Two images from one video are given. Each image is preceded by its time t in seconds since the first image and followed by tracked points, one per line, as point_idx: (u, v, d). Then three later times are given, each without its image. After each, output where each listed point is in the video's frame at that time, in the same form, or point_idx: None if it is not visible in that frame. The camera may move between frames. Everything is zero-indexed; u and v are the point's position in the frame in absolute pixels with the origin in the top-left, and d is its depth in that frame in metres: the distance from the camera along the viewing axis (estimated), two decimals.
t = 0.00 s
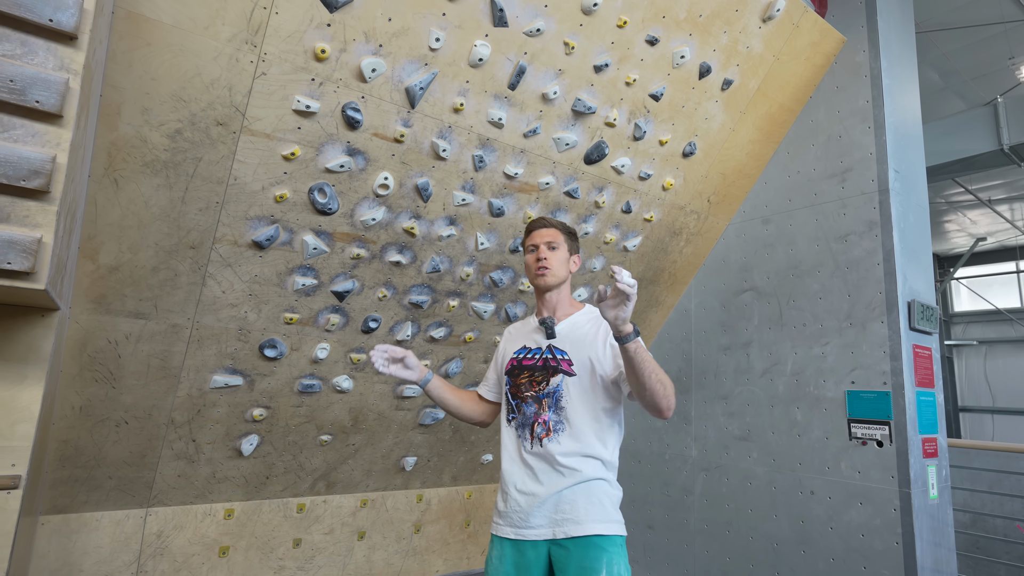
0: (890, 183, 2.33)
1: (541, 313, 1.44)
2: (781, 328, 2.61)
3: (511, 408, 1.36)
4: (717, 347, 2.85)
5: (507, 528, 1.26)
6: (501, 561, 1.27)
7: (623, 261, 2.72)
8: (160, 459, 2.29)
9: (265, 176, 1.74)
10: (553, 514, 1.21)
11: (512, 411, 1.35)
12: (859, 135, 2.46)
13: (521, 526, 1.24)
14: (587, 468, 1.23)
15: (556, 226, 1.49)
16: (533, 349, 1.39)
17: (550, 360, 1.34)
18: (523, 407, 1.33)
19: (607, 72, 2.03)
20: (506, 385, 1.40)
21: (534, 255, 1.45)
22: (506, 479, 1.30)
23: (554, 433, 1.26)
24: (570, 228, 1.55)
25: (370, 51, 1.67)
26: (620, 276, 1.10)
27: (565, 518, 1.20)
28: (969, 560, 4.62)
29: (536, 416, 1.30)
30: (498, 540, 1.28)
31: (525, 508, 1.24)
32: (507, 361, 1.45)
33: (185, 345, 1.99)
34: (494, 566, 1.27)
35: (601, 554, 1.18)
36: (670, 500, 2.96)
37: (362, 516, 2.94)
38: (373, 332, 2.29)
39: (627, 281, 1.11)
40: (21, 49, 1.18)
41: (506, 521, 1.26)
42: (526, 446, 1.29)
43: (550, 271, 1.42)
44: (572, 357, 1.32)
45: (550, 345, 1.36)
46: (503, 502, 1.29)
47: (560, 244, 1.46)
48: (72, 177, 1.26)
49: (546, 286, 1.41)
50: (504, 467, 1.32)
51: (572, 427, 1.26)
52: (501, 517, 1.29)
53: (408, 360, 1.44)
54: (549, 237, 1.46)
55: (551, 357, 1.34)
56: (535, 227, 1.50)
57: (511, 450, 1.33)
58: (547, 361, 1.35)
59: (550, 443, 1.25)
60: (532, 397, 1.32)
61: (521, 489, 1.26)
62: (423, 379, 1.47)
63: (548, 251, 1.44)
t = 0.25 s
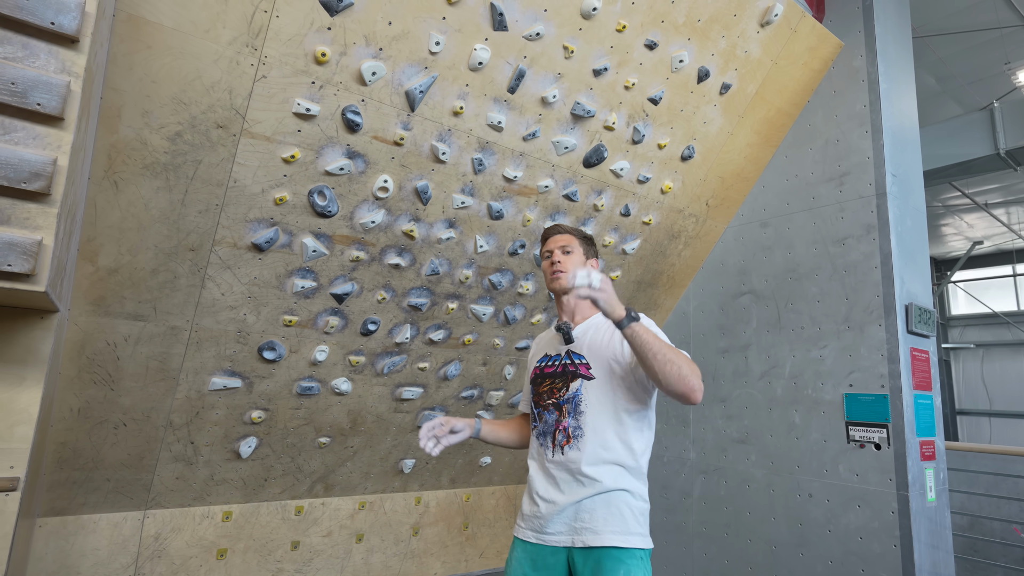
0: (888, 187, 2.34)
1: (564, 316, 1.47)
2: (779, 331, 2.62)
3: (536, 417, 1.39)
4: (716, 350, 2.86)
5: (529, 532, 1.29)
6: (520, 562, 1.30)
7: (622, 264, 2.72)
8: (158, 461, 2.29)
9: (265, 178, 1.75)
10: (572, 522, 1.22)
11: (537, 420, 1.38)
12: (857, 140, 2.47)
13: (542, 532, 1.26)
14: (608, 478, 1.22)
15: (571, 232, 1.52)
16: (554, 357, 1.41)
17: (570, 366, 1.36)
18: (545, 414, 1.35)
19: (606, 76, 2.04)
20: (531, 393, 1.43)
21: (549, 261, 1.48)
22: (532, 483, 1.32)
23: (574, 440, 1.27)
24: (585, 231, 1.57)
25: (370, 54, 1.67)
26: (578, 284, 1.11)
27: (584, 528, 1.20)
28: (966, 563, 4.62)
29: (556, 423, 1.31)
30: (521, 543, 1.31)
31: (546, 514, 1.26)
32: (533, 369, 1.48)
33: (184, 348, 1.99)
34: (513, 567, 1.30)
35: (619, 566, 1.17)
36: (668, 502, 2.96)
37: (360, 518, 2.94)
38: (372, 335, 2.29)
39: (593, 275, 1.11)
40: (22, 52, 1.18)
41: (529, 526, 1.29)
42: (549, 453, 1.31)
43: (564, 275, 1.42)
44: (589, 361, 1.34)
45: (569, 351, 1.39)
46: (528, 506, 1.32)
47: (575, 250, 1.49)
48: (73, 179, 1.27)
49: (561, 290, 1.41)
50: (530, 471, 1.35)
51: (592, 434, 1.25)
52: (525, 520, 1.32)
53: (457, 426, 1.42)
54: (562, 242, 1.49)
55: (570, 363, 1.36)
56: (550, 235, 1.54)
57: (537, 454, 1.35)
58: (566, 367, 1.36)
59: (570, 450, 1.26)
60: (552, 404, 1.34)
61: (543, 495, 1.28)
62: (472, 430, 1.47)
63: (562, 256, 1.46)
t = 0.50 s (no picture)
0: (886, 186, 2.34)
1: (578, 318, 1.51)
2: (777, 330, 2.62)
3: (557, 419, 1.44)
4: (714, 350, 2.86)
5: (547, 529, 1.34)
6: (535, 559, 1.36)
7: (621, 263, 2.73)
8: (157, 461, 2.29)
9: (264, 178, 1.75)
10: (588, 523, 1.26)
11: (557, 421, 1.43)
12: (855, 139, 2.48)
13: (561, 531, 1.31)
14: (625, 481, 1.22)
15: (582, 232, 1.51)
16: (569, 358, 1.45)
17: (585, 365, 1.39)
18: (563, 415, 1.40)
19: (605, 76, 2.04)
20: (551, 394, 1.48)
21: (560, 264, 1.49)
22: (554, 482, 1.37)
23: (592, 438, 1.31)
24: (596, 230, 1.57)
25: (369, 54, 1.68)
26: (626, 220, 1.09)
27: (600, 529, 1.23)
28: (964, 562, 4.63)
29: (575, 423, 1.36)
30: (539, 540, 1.37)
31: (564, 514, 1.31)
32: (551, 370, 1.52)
33: (183, 347, 1.99)
34: (529, 564, 1.36)
35: (634, 568, 1.20)
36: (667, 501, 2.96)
37: (359, 518, 2.94)
38: (371, 334, 2.29)
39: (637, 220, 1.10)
40: (22, 51, 1.18)
41: (548, 524, 1.34)
42: (569, 453, 1.35)
43: (578, 279, 1.46)
44: (602, 358, 1.37)
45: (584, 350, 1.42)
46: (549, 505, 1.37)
47: (587, 251, 1.49)
48: (72, 178, 1.27)
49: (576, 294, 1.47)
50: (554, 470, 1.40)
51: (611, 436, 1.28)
52: (543, 517, 1.37)
53: (502, 468, 1.51)
54: (573, 244, 1.48)
55: (585, 362, 1.39)
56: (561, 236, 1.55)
57: (560, 453, 1.41)
58: (582, 367, 1.40)
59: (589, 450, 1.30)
60: (570, 404, 1.38)
61: (561, 495, 1.32)
62: (516, 461, 1.57)
63: (574, 259, 1.47)
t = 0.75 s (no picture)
0: (885, 186, 2.34)
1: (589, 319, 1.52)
2: (776, 330, 2.62)
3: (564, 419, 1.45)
4: (714, 349, 2.87)
5: (558, 533, 1.38)
6: (544, 560, 1.39)
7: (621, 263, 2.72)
8: (156, 461, 2.28)
9: (263, 177, 1.74)
10: (596, 532, 1.28)
11: (565, 422, 1.44)
12: (854, 139, 2.48)
13: (570, 535, 1.34)
14: (631, 492, 1.23)
15: (593, 231, 1.52)
16: (579, 360, 1.46)
17: (593, 369, 1.40)
18: (571, 417, 1.42)
19: (605, 75, 2.04)
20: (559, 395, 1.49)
21: (571, 264, 1.51)
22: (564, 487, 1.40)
23: (600, 445, 1.32)
24: (609, 229, 1.57)
25: (369, 53, 1.67)
26: (580, 305, 1.07)
27: (608, 539, 1.25)
28: (963, 561, 4.63)
29: (583, 426, 1.37)
30: (548, 542, 1.40)
31: (574, 518, 1.34)
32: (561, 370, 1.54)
33: (182, 346, 1.99)
34: (538, 565, 1.39)
35: (642, 570, 1.22)
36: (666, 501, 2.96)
37: (358, 518, 2.94)
38: (370, 334, 2.29)
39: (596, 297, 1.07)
40: (20, 49, 1.18)
41: (558, 528, 1.38)
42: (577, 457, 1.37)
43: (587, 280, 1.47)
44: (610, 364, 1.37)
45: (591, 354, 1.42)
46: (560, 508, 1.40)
47: (598, 251, 1.50)
48: (71, 178, 1.26)
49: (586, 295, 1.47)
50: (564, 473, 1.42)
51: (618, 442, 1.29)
52: (556, 522, 1.40)
53: (503, 454, 1.56)
54: (584, 245, 1.50)
55: (593, 366, 1.40)
56: (572, 235, 1.55)
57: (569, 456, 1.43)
58: (590, 370, 1.40)
59: (596, 455, 1.32)
60: (580, 407, 1.40)
61: (573, 501, 1.35)
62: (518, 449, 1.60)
63: (584, 259, 1.48)
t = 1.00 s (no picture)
0: (885, 186, 2.34)
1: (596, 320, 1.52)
2: (776, 330, 2.62)
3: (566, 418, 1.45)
4: (713, 349, 2.86)
5: (557, 533, 1.38)
6: (542, 561, 1.39)
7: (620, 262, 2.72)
8: (154, 460, 2.27)
9: (262, 175, 1.74)
10: (596, 533, 1.28)
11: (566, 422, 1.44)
12: (854, 139, 2.48)
13: (570, 535, 1.34)
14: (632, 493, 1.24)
15: (601, 231, 1.53)
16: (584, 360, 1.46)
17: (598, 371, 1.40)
18: (573, 417, 1.42)
19: (605, 75, 2.03)
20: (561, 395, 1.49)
21: (579, 263, 1.51)
22: (564, 487, 1.40)
23: (601, 446, 1.33)
24: (615, 225, 1.58)
25: (369, 51, 1.67)
26: (572, 389, 1.05)
27: (607, 540, 1.25)
28: (961, 561, 4.64)
29: (584, 427, 1.37)
30: (547, 543, 1.40)
31: (573, 519, 1.34)
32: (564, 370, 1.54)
33: (180, 345, 1.98)
34: (537, 565, 1.39)
35: (642, 571, 1.21)
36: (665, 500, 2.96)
37: (357, 517, 2.93)
38: (369, 333, 2.29)
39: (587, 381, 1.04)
40: (18, 46, 1.17)
41: (557, 528, 1.38)
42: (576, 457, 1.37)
43: (596, 279, 1.47)
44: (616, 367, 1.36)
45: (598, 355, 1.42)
46: (559, 508, 1.40)
47: (605, 250, 1.50)
48: (69, 175, 1.26)
49: (594, 294, 1.47)
50: (564, 474, 1.42)
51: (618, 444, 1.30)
52: (555, 522, 1.40)
53: (502, 442, 1.53)
54: (592, 243, 1.51)
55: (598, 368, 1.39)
56: (579, 233, 1.56)
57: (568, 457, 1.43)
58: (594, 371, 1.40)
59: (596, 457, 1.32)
60: (581, 407, 1.39)
61: (572, 501, 1.35)
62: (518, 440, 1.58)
63: (592, 257, 1.49)
